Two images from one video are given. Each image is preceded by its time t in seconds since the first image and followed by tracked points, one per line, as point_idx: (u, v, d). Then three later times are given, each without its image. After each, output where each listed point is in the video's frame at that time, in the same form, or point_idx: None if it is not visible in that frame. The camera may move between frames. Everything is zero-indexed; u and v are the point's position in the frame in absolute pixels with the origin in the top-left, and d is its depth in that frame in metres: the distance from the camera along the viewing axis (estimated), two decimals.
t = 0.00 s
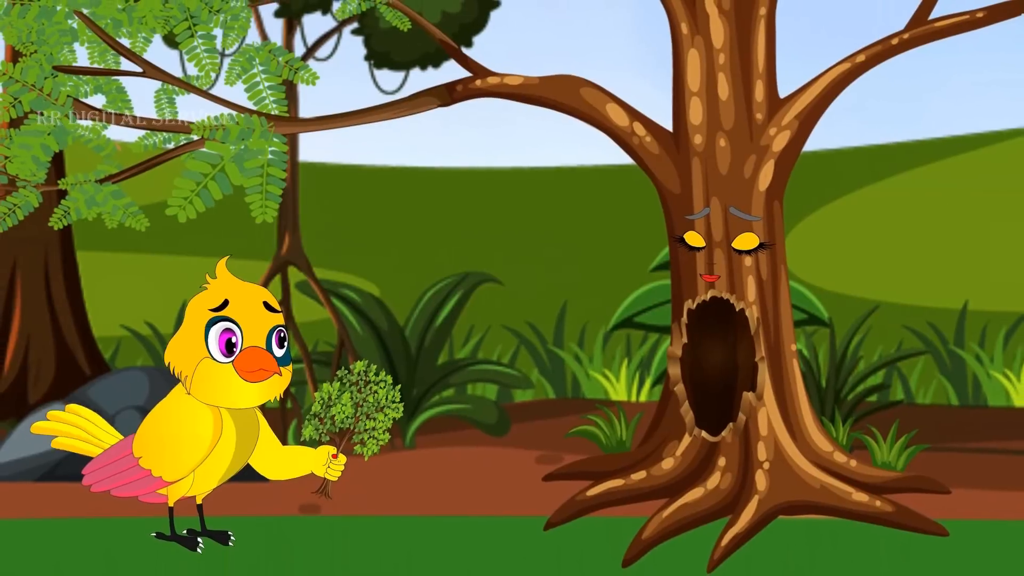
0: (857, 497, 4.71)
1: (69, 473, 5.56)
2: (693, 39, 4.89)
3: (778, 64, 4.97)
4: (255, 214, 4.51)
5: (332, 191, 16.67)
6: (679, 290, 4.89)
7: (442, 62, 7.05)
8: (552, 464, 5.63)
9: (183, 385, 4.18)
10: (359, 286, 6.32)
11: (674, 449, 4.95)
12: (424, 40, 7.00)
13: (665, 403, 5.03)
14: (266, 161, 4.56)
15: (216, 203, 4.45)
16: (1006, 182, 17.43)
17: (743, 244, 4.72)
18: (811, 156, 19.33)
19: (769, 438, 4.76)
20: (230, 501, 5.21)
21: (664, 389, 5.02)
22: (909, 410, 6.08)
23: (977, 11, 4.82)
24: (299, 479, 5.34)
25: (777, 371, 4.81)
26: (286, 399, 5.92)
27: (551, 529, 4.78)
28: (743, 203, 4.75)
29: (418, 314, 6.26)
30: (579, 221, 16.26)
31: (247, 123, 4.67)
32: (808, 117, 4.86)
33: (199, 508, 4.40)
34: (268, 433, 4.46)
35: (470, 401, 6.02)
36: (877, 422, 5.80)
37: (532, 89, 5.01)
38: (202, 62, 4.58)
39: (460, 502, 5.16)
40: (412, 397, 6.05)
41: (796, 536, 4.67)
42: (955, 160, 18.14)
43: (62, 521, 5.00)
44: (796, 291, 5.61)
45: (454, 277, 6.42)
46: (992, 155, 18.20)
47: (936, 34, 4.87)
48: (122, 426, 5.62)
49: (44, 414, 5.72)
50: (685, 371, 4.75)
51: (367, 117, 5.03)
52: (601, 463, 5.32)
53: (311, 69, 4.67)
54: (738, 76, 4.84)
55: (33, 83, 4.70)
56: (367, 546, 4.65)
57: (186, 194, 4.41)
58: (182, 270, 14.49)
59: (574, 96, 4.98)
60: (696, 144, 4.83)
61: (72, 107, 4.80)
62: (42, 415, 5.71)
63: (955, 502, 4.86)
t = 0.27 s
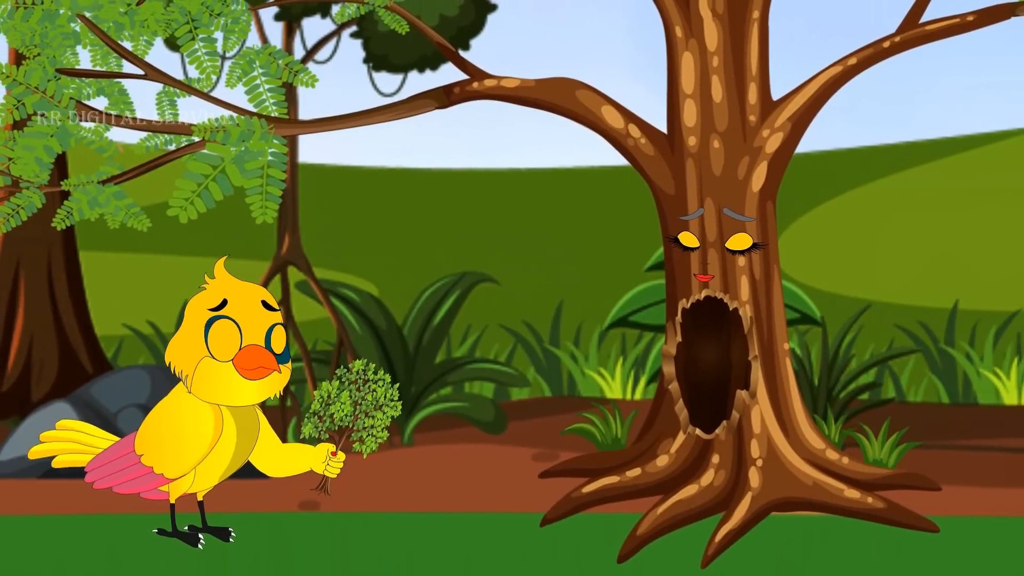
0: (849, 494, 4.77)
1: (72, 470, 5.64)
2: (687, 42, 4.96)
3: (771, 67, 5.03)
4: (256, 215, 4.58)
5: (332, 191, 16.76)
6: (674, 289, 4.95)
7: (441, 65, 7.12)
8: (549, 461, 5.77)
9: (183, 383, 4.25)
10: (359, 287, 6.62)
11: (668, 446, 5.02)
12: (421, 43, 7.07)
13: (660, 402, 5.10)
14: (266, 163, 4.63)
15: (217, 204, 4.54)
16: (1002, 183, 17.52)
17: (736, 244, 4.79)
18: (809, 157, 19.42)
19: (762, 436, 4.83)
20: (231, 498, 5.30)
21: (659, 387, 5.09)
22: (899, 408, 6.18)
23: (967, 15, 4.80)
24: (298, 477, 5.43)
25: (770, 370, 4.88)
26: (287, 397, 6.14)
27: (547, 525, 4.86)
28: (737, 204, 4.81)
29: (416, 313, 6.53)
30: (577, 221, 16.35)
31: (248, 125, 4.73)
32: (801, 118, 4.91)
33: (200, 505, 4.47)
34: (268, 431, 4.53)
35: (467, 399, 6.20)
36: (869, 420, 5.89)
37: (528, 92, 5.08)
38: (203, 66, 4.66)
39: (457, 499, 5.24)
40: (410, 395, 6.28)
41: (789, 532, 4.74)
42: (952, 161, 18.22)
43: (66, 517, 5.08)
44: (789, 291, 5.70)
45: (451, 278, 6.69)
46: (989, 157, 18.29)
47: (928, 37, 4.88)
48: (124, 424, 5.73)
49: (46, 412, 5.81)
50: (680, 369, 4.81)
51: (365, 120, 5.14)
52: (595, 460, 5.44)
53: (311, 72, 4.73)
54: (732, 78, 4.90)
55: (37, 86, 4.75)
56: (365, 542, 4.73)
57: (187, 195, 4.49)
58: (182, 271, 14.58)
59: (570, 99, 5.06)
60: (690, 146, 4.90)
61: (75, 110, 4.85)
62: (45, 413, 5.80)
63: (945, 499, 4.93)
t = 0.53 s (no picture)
0: (848, 493, 4.78)
1: (73, 470, 5.66)
2: (686, 43, 4.96)
3: (771, 67, 5.03)
4: (256, 215, 4.59)
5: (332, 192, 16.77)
6: (673, 289, 4.96)
7: (440, 65, 7.12)
8: (549, 461, 5.78)
9: (184, 384, 4.26)
10: (358, 287, 6.68)
11: (668, 446, 5.03)
12: (421, 43, 7.07)
13: (659, 401, 5.12)
14: (266, 163, 4.64)
15: (217, 204, 4.55)
16: (1002, 183, 17.53)
17: (735, 244, 4.80)
18: (809, 157, 19.42)
19: (762, 436, 4.84)
20: (231, 498, 5.31)
21: (658, 387, 5.11)
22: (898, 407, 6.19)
23: (966, 15, 4.76)
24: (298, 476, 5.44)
25: (769, 370, 4.88)
26: (286, 398, 6.22)
27: (546, 525, 4.86)
28: (736, 204, 4.82)
29: (415, 314, 6.59)
30: (577, 221, 16.34)
31: (248, 125, 4.74)
32: (800, 118, 4.91)
33: (199, 504, 4.48)
34: (268, 431, 4.54)
35: (467, 399, 6.23)
36: (868, 420, 5.89)
37: (528, 92, 5.09)
38: (203, 66, 4.67)
39: (456, 499, 5.25)
40: (410, 394, 6.34)
41: (788, 531, 4.74)
42: (951, 161, 18.23)
43: (65, 516, 5.09)
44: (788, 291, 5.70)
45: (450, 278, 6.74)
46: (988, 157, 18.30)
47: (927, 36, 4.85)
48: (124, 423, 5.75)
49: (47, 411, 5.82)
50: (679, 369, 4.82)
51: (364, 120, 5.17)
52: (595, 460, 5.46)
53: (311, 72, 4.74)
54: (731, 78, 4.90)
55: (37, 86, 4.76)
56: (365, 540, 4.75)
57: (187, 195, 4.51)
58: (182, 271, 14.59)
59: (569, 99, 5.07)
60: (689, 147, 4.90)
61: (76, 110, 4.86)
62: (45, 412, 5.82)
63: (944, 498, 4.93)
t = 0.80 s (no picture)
0: (848, 493, 4.78)
1: (73, 469, 5.66)
2: (686, 43, 4.96)
3: (771, 67, 5.03)
4: (256, 215, 4.59)
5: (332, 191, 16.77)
6: (673, 289, 4.96)
7: (440, 65, 7.12)
8: (548, 461, 5.80)
9: (184, 384, 4.26)
10: (358, 287, 6.69)
11: (668, 446, 5.03)
12: (421, 43, 7.07)
13: (660, 401, 5.12)
14: (266, 163, 4.64)
15: (217, 204, 4.55)
16: (1001, 183, 17.54)
17: (735, 244, 4.80)
18: (809, 157, 19.42)
19: (762, 436, 4.84)
20: (231, 498, 5.32)
21: (658, 387, 5.11)
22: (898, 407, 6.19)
23: (966, 15, 4.76)
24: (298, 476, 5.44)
25: (769, 370, 4.88)
26: (286, 398, 6.25)
27: (546, 525, 4.87)
28: (736, 204, 4.81)
29: (415, 314, 6.61)
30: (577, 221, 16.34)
31: (248, 125, 4.74)
32: (800, 118, 4.91)
33: (199, 505, 4.47)
34: (268, 432, 4.54)
35: (467, 399, 6.24)
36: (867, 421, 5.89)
37: (528, 92, 5.09)
38: (203, 66, 4.67)
39: (456, 499, 5.25)
40: (410, 394, 6.35)
41: (788, 531, 4.74)
42: (951, 162, 18.23)
43: (65, 516, 5.09)
44: (787, 291, 5.70)
45: (450, 278, 6.75)
46: (988, 157, 18.30)
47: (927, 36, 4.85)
48: (124, 423, 5.76)
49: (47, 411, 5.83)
50: (679, 369, 4.82)
51: (365, 120, 5.18)
52: (595, 460, 5.46)
53: (311, 72, 4.74)
54: (731, 79, 4.90)
55: (36, 86, 4.77)
56: (365, 540, 4.75)
57: (187, 195, 4.51)
58: (183, 271, 14.60)
59: (569, 99, 5.07)
60: (689, 147, 4.90)
61: (76, 109, 4.86)
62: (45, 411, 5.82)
63: (944, 498, 4.93)
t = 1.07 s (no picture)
0: (848, 493, 4.77)
1: (73, 469, 5.66)
2: (686, 43, 4.96)
3: (770, 67, 5.03)
4: (256, 215, 4.59)
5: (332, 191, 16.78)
6: (673, 289, 4.96)
7: (440, 65, 7.13)
8: (548, 461, 5.81)
9: (184, 384, 4.26)
10: (358, 287, 6.72)
11: (668, 446, 5.03)
12: (421, 43, 7.08)
13: (660, 401, 5.12)
14: (266, 163, 4.64)
15: (217, 204, 4.55)
16: (1002, 183, 17.54)
17: (735, 244, 4.80)
18: (809, 157, 19.42)
19: (762, 436, 4.84)
20: (231, 498, 5.32)
21: (659, 387, 5.11)
22: (898, 407, 6.19)
23: (966, 15, 4.75)
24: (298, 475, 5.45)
25: (769, 370, 4.88)
26: (286, 398, 6.27)
27: (546, 525, 4.87)
28: (736, 204, 4.81)
29: (415, 314, 6.63)
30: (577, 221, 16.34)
31: (248, 125, 4.74)
32: (800, 118, 4.90)
33: (199, 504, 4.47)
34: (268, 431, 4.54)
35: (467, 399, 6.26)
36: (868, 421, 5.89)
37: (528, 92, 5.10)
38: (203, 66, 4.67)
39: (456, 500, 5.26)
40: (410, 394, 6.38)
41: (788, 531, 4.74)
42: (952, 162, 18.23)
43: (66, 515, 5.09)
44: (787, 291, 5.71)
45: (450, 278, 6.77)
46: (987, 157, 18.30)
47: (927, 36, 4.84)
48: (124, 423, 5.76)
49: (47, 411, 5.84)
50: (679, 369, 4.81)
51: (365, 120, 5.19)
52: (595, 460, 5.46)
53: (311, 72, 4.74)
54: (731, 79, 4.90)
55: (36, 86, 4.77)
56: (365, 540, 4.75)
57: (187, 195, 4.51)
58: (183, 271, 14.60)
59: (569, 99, 5.07)
60: (689, 147, 4.90)
61: (76, 109, 4.86)
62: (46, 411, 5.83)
63: (943, 498, 4.93)
